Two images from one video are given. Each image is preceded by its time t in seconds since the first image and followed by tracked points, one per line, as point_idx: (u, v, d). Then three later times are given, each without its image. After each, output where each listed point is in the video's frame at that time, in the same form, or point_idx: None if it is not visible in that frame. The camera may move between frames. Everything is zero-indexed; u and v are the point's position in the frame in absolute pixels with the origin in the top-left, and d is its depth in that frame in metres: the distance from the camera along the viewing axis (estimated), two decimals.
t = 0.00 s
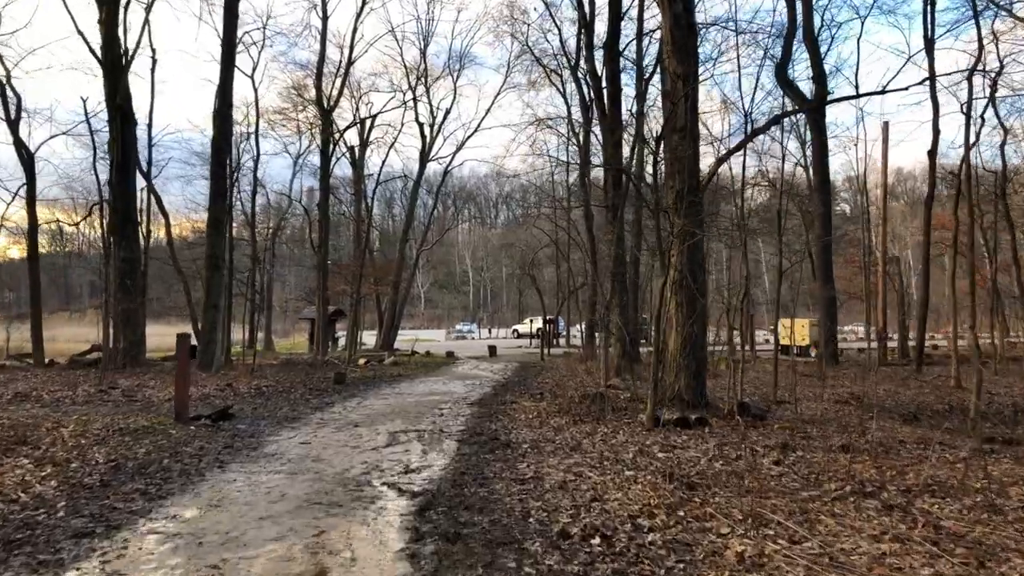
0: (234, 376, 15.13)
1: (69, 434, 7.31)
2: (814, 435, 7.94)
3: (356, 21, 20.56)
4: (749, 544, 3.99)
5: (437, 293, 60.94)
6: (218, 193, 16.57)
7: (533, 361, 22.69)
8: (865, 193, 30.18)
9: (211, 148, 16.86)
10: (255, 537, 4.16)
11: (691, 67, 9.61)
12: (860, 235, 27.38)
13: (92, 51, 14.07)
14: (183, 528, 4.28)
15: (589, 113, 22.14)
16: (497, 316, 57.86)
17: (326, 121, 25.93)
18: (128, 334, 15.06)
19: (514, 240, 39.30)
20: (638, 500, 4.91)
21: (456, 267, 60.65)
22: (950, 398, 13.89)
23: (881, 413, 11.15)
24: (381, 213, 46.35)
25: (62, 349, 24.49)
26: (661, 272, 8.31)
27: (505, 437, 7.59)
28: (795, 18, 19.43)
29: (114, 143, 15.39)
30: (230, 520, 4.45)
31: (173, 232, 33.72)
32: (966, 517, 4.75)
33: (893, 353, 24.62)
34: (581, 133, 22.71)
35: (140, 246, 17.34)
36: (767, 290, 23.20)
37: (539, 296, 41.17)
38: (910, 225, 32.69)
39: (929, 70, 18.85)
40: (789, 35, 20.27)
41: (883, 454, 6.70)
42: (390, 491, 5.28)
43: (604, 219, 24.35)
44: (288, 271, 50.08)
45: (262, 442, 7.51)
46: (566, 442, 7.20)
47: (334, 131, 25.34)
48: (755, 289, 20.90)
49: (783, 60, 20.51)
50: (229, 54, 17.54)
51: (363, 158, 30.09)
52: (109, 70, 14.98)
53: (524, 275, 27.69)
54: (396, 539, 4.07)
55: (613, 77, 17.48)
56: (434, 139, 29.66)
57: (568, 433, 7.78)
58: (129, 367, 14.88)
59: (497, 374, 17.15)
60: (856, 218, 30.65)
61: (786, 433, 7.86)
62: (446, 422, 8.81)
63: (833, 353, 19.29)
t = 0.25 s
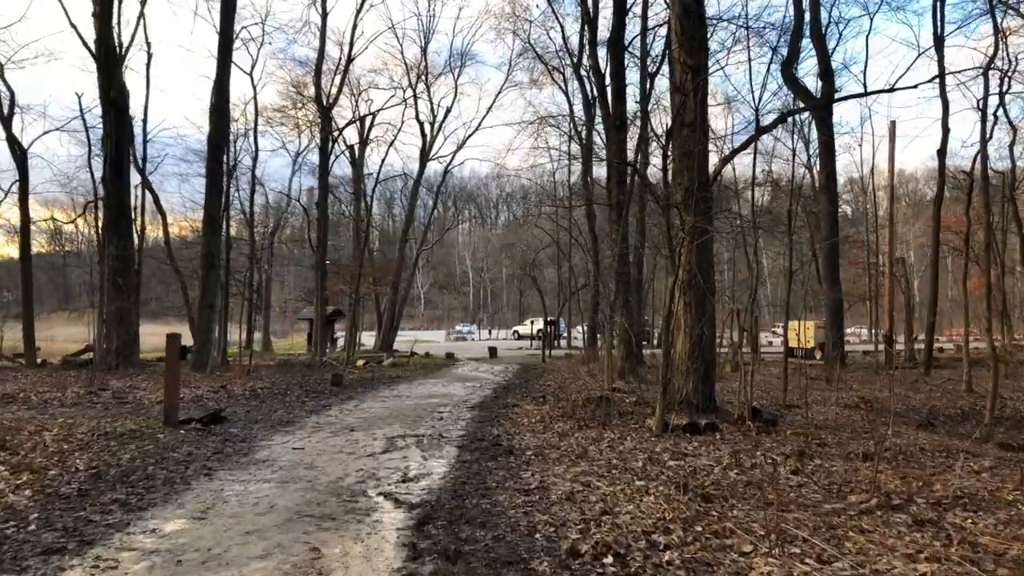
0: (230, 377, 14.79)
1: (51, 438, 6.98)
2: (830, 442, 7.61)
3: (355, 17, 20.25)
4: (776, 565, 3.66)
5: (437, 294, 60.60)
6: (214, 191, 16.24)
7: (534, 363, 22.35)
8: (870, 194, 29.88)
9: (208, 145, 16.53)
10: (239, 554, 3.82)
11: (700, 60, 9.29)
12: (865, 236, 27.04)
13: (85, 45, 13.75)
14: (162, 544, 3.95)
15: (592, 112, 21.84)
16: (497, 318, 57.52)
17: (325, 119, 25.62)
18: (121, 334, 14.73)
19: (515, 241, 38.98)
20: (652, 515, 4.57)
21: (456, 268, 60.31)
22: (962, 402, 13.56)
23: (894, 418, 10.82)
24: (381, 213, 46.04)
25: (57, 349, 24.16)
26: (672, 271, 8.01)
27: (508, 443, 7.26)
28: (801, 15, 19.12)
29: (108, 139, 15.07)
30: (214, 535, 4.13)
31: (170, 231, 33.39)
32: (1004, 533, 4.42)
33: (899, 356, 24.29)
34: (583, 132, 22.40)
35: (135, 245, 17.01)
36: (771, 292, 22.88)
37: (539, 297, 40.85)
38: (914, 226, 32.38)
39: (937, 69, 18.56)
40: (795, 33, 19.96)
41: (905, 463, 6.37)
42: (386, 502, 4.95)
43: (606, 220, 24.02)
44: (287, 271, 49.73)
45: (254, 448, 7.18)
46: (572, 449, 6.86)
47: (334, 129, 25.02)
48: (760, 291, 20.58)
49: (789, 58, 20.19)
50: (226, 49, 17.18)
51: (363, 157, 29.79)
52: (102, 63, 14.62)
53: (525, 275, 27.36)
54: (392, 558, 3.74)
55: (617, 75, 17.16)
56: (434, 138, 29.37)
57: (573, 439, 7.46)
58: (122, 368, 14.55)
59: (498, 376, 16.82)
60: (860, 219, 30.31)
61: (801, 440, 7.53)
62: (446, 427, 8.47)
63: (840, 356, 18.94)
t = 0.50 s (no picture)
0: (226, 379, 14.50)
1: (36, 444, 6.69)
2: (845, 447, 7.32)
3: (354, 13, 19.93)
4: None
5: (437, 294, 60.32)
6: (211, 190, 15.94)
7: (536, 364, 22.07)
8: (874, 193, 29.60)
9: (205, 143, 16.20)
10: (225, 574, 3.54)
11: (706, 53, 9.03)
12: (869, 236, 26.76)
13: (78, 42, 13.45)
14: (142, 562, 3.68)
15: (594, 109, 21.56)
16: (497, 318, 57.22)
17: (324, 118, 25.34)
18: (114, 336, 14.44)
19: (515, 241, 38.66)
20: (667, 529, 4.28)
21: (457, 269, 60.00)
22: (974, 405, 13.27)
23: (906, 421, 10.53)
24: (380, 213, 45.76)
25: (53, 350, 23.88)
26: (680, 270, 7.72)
27: (511, 449, 6.97)
28: (807, 10, 18.84)
29: (103, 137, 14.73)
30: (198, 552, 3.84)
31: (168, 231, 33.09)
32: None
33: (905, 357, 23.98)
34: (585, 130, 22.12)
35: (130, 244, 16.72)
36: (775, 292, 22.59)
37: (539, 298, 40.56)
38: (918, 226, 32.09)
39: (945, 65, 18.28)
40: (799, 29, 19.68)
41: (927, 470, 6.07)
42: (384, 514, 4.66)
43: (608, 219, 23.73)
44: (286, 271, 49.45)
45: (247, 454, 6.89)
46: (578, 455, 6.57)
47: (332, 128, 24.74)
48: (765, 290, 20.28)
49: (794, 54, 19.89)
50: (223, 44, 16.86)
51: (362, 156, 29.51)
52: (96, 59, 14.32)
53: (525, 275, 27.07)
54: None
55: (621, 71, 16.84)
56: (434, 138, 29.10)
57: (579, 445, 7.18)
58: (116, 370, 14.26)
59: (499, 378, 16.53)
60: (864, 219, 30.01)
61: (816, 446, 7.24)
62: (447, 431, 8.18)
63: (846, 357, 18.64)
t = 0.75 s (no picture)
0: (222, 383, 14.22)
1: (17, 453, 6.43)
2: (860, 453, 7.04)
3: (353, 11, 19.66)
4: None
5: (438, 296, 60.05)
6: (207, 191, 15.68)
7: (537, 366, 21.78)
8: (879, 193, 29.30)
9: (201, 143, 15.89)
10: None
11: (712, 46, 8.76)
12: (874, 236, 26.48)
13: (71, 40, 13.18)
14: None
15: (595, 109, 21.30)
16: (498, 320, 56.96)
17: (323, 118, 25.09)
18: (108, 340, 14.18)
19: (516, 242, 38.40)
20: (678, 546, 4.00)
21: (457, 270, 59.73)
22: (985, 408, 12.98)
23: (917, 425, 10.23)
24: (380, 215, 45.49)
25: (49, 353, 23.65)
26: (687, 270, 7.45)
27: (512, 456, 6.69)
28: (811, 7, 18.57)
29: (96, 137, 14.42)
30: (175, 572, 3.58)
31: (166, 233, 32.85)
32: None
33: (911, 358, 23.70)
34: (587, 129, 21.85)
35: (125, 246, 16.46)
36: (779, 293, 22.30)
37: (540, 299, 40.27)
38: (922, 226, 31.80)
39: (951, 63, 18.00)
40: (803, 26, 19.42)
41: (947, 478, 5.79)
42: (377, 528, 4.40)
43: (610, 219, 23.47)
44: (286, 274, 49.20)
45: (237, 462, 6.61)
46: (583, 463, 6.30)
47: (331, 129, 24.49)
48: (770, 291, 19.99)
49: (798, 51, 19.62)
50: (219, 42, 16.59)
51: (362, 158, 29.25)
52: (90, 58, 14.06)
53: (526, 277, 26.80)
54: None
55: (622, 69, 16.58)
56: (434, 139, 28.84)
57: (583, 452, 6.91)
58: (109, 374, 14.00)
59: (500, 381, 16.24)
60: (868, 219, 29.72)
61: (829, 452, 6.96)
62: (446, 437, 7.91)
63: (852, 359, 18.35)
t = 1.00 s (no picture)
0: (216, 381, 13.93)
1: None
2: (875, 457, 6.74)
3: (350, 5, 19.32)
4: None
5: (438, 294, 59.73)
6: (200, 186, 15.36)
7: (537, 364, 21.49)
8: (883, 190, 28.98)
9: (194, 137, 15.56)
10: None
11: (719, 33, 8.44)
12: (878, 234, 26.17)
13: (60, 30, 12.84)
14: None
15: (596, 104, 20.98)
16: (498, 318, 56.64)
17: (321, 114, 24.79)
18: (100, 338, 13.89)
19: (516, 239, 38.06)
20: (690, 561, 3.70)
21: (457, 268, 59.39)
22: (995, 409, 12.67)
23: (930, 426, 9.94)
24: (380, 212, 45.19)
25: (42, 351, 23.37)
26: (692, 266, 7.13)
27: (511, 460, 6.40)
28: None
29: (86, 131, 14.09)
30: None
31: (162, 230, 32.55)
32: None
33: (915, 357, 23.41)
34: (587, 125, 21.55)
35: (116, 243, 16.13)
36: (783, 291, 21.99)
37: (540, 297, 39.99)
38: (926, 224, 31.48)
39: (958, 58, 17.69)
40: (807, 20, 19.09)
41: (970, 485, 5.48)
42: (366, 540, 4.09)
43: (611, 216, 23.15)
44: (285, 271, 48.95)
45: (223, 466, 6.30)
46: (586, 468, 6.00)
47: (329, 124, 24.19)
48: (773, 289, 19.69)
49: (802, 45, 19.28)
50: (213, 34, 16.23)
51: (360, 154, 28.96)
52: (79, 49, 13.72)
53: (526, 274, 26.49)
54: None
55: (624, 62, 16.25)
56: (433, 135, 28.55)
57: (584, 455, 6.63)
58: (100, 373, 13.69)
59: (500, 380, 15.94)
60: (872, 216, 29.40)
61: (843, 455, 6.66)
62: (443, 439, 7.60)
63: (858, 358, 18.04)
